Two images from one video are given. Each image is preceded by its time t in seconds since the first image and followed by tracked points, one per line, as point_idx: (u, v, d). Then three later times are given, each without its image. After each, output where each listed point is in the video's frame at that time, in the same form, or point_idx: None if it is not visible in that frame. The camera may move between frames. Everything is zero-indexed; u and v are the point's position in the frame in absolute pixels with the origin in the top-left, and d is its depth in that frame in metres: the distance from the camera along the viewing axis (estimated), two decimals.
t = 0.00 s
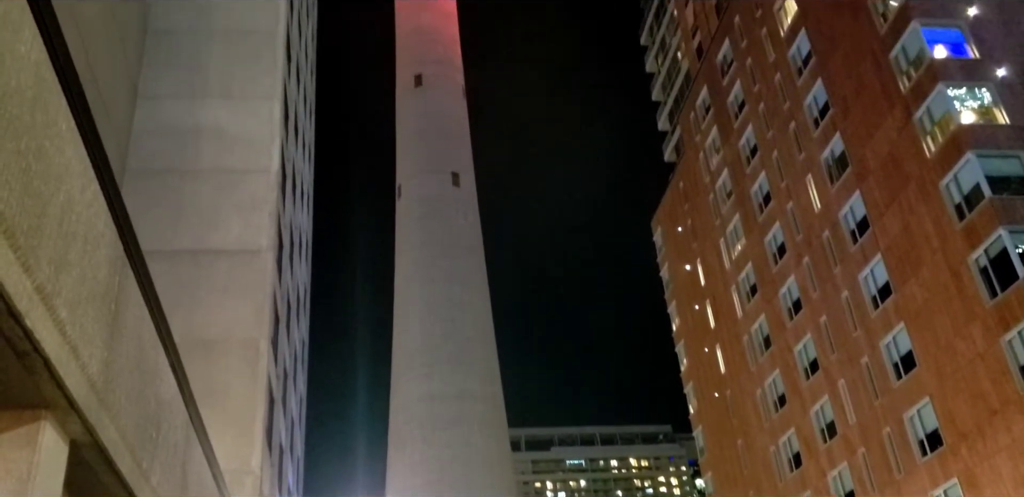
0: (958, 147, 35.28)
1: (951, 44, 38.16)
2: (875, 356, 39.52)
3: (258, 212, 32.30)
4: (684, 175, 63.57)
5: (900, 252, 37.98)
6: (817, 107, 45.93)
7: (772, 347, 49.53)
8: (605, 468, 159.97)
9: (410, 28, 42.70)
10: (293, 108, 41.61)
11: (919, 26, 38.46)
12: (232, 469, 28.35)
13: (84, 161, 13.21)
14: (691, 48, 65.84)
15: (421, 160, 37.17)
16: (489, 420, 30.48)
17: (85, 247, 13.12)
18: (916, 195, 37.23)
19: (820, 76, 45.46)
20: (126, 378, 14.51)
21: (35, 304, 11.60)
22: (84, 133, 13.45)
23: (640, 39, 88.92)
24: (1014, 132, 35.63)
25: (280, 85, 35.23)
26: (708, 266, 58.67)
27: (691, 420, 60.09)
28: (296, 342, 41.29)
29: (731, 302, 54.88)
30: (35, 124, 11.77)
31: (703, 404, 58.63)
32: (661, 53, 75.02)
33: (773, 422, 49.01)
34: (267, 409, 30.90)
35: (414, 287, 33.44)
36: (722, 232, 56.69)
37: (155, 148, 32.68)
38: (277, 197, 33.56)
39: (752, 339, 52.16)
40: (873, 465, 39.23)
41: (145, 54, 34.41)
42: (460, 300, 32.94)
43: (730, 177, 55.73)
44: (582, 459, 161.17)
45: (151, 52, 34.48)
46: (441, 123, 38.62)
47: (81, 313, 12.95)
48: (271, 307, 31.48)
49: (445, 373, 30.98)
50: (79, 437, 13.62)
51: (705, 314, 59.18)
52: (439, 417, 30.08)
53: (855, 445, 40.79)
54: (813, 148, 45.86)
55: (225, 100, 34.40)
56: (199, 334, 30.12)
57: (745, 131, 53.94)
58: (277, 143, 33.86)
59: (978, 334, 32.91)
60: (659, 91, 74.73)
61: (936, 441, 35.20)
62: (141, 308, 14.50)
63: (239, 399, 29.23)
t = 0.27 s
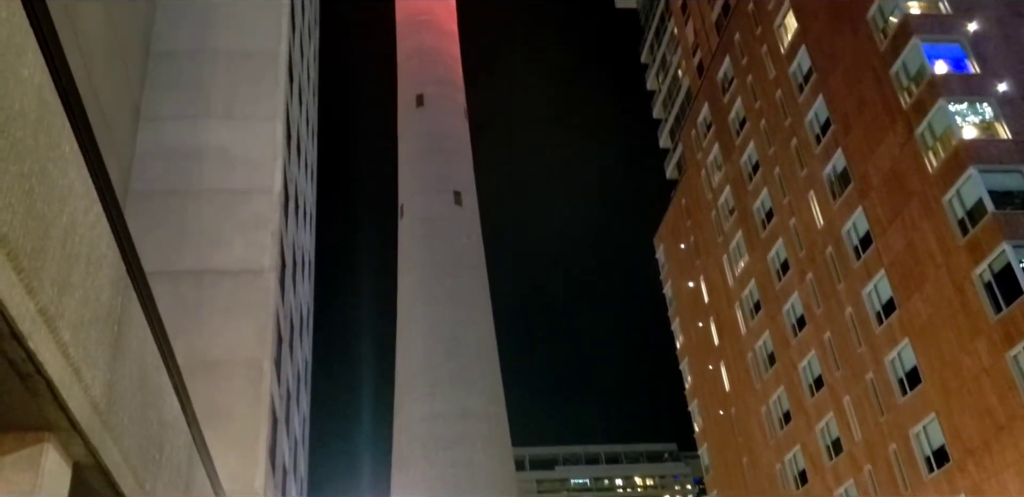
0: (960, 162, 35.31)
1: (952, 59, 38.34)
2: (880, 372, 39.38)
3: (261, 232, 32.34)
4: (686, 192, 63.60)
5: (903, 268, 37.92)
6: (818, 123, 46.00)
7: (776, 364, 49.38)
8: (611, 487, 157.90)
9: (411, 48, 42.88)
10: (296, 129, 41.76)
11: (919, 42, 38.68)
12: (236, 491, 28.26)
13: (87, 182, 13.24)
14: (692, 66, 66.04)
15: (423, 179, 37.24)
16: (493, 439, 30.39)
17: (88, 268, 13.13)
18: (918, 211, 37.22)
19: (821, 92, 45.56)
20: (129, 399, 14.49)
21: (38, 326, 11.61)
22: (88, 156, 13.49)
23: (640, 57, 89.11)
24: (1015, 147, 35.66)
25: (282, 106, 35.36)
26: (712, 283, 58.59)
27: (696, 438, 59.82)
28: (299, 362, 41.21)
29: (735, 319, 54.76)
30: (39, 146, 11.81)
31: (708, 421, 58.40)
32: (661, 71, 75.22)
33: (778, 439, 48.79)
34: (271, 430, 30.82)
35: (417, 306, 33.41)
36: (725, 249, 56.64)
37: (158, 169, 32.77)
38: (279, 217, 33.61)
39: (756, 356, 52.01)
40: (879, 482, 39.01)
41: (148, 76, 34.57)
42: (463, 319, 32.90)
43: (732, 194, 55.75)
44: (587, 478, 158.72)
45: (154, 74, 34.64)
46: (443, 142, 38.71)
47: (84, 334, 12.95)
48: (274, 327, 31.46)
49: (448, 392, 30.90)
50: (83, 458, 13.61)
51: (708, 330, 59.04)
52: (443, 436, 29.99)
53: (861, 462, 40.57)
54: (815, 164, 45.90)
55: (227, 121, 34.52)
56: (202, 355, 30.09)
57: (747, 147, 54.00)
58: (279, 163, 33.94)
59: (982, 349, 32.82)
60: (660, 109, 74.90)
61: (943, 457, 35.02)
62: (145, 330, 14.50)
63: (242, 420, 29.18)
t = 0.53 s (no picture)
0: (960, 180, 35.38)
1: (950, 77, 38.49)
2: (882, 390, 39.26)
3: (262, 251, 32.37)
4: (687, 210, 63.66)
5: (904, 285, 37.90)
6: (818, 141, 46.11)
7: (778, 382, 49.23)
8: None
9: (412, 68, 43.07)
10: (297, 148, 41.90)
11: (918, 60, 38.88)
12: None
13: (88, 202, 13.29)
14: (692, 84, 66.28)
15: (424, 198, 37.31)
16: (494, 458, 30.29)
17: (88, 288, 13.15)
18: (919, 229, 37.24)
19: (820, 110, 45.70)
20: (129, 419, 14.46)
21: (39, 347, 11.61)
22: (90, 176, 13.54)
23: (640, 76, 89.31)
24: (1015, 164, 35.73)
25: (284, 126, 35.48)
26: (713, 301, 58.50)
27: (699, 456, 59.53)
28: (299, 381, 41.09)
29: (736, 337, 54.67)
30: (40, 167, 11.87)
31: (711, 440, 58.15)
32: (661, 89, 75.45)
33: (780, 457, 48.58)
34: (271, 449, 30.73)
35: (418, 325, 33.37)
36: (726, 267, 56.63)
37: (160, 189, 32.86)
38: (281, 237, 33.65)
39: (758, 374, 51.87)
40: None
41: (150, 96, 34.73)
42: (464, 337, 32.86)
43: (733, 212, 55.79)
44: None
45: (157, 94, 34.81)
46: (444, 161, 38.80)
47: (85, 354, 12.95)
48: (275, 347, 31.43)
49: (449, 411, 30.81)
50: (82, 478, 13.57)
51: (710, 348, 58.91)
52: (444, 455, 29.89)
53: (864, 480, 40.36)
54: (815, 182, 45.96)
55: (229, 141, 34.64)
56: (203, 374, 30.06)
57: (747, 165, 54.10)
58: (280, 182, 34.02)
59: (984, 367, 32.74)
60: (660, 127, 75.09)
61: (946, 476, 34.85)
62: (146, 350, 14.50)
63: (243, 440, 29.11)
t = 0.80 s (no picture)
0: (957, 199, 35.47)
1: (947, 97, 38.67)
2: (882, 409, 39.15)
3: (260, 269, 32.36)
4: (686, 229, 63.71)
5: (903, 304, 37.89)
6: (816, 161, 46.24)
7: (778, 401, 49.12)
8: None
9: (411, 86, 43.22)
10: (297, 167, 42.00)
11: (915, 80, 39.08)
12: None
13: (86, 220, 13.27)
14: (690, 104, 66.51)
15: (423, 217, 37.34)
16: (493, 477, 30.18)
17: (86, 307, 13.12)
18: (917, 248, 37.26)
19: (818, 130, 45.87)
20: (126, 439, 14.41)
21: (36, 366, 11.56)
22: (89, 195, 13.56)
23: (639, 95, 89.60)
24: (1012, 183, 35.82)
25: (283, 145, 35.55)
26: (712, 320, 58.46)
27: (699, 476, 59.28)
28: (298, 400, 40.97)
29: (736, 356, 54.59)
30: (38, 185, 11.88)
31: (710, 459, 57.93)
32: (659, 108, 75.70)
33: (780, 477, 48.40)
34: (269, 469, 30.61)
35: (417, 344, 33.32)
36: (725, 286, 56.62)
37: (159, 208, 32.91)
38: (280, 255, 33.64)
39: (757, 393, 51.76)
40: None
41: (150, 116, 34.85)
42: (463, 356, 32.79)
43: (732, 231, 55.84)
44: None
45: (157, 114, 34.94)
46: (443, 179, 38.84)
47: (82, 374, 12.92)
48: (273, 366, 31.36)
49: (448, 430, 30.71)
50: None
51: (710, 368, 58.81)
52: (443, 475, 29.77)
53: None
54: (813, 201, 46.04)
55: (229, 160, 34.71)
56: (201, 394, 29.98)
57: (746, 184, 54.20)
58: (280, 201, 34.06)
59: (984, 386, 32.67)
60: (658, 146, 75.28)
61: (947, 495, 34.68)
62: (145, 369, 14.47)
63: (241, 460, 29.01)
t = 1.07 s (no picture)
0: (960, 215, 35.46)
1: (949, 112, 38.71)
2: (885, 425, 39.01)
3: (262, 282, 32.36)
4: (688, 243, 63.69)
5: (905, 320, 37.82)
6: (819, 176, 46.26)
7: (780, 417, 48.98)
8: None
9: (414, 100, 43.32)
10: (299, 180, 42.07)
11: (917, 96, 39.14)
12: None
13: (89, 233, 13.27)
14: (692, 118, 66.61)
15: (425, 230, 37.34)
16: (494, 492, 30.07)
17: (88, 320, 13.12)
18: (920, 263, 37.22)
19: (820, 145, 45.91)
20: (127, 452, 14.37)
21: (37, 378, 11.56)
22: (93, 207, 13.55)
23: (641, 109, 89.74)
24: (1015, 199, 35.82)
25: (286, 158, 35.60)
26: (714, 335, 58.36)
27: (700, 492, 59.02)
28: (298, 413, 40.88)
29: (738, 371, 54.47)
30: (42, 198, 11.89)
31: (712, 475, 57.70)
32: (661, 123, 75.82)
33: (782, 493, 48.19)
34: (270, 483, 30.50)
35: (418, 358, 33.28)
36: (727, 300, 56.56)
37: (162, 221, 32.98)
38: (282, 268, 33.65)
39: (760, 409, 51.60)
40: None
41: (153, 129, 35.00)
42: (464, 370, 32.72)
43: (734, 245, 55.81)
44: None
45: (160, 128, 35.10)
46: (445, 193, 38.87)
47: (84, 386, 12.91)
48: (275, 380, 31.31)
49: (449, 444, 30.62)
50: None
51: (712, 383, 58.67)
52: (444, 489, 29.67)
53: None
54: (816, 216, 46.04)
55: (231, 173, 34.77)
56: (202, 407, 29.92)
57: (748, 199, 54.21)
58: (282, 214, 34.10)
59: (988, 402, 32.56)
60: (660, 160, 75.37)
61: None
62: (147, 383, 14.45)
63: (242, 473, 28.92)
